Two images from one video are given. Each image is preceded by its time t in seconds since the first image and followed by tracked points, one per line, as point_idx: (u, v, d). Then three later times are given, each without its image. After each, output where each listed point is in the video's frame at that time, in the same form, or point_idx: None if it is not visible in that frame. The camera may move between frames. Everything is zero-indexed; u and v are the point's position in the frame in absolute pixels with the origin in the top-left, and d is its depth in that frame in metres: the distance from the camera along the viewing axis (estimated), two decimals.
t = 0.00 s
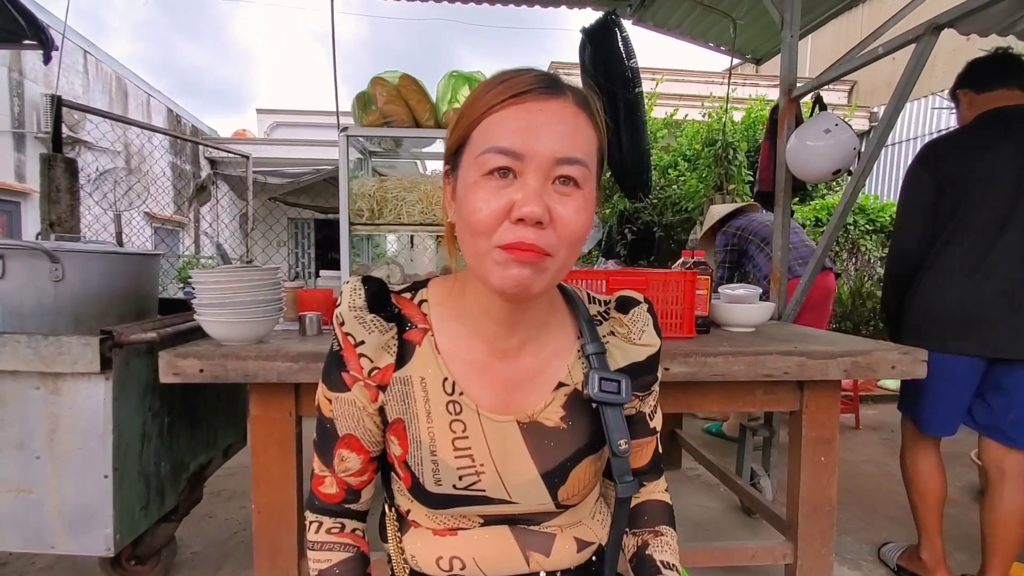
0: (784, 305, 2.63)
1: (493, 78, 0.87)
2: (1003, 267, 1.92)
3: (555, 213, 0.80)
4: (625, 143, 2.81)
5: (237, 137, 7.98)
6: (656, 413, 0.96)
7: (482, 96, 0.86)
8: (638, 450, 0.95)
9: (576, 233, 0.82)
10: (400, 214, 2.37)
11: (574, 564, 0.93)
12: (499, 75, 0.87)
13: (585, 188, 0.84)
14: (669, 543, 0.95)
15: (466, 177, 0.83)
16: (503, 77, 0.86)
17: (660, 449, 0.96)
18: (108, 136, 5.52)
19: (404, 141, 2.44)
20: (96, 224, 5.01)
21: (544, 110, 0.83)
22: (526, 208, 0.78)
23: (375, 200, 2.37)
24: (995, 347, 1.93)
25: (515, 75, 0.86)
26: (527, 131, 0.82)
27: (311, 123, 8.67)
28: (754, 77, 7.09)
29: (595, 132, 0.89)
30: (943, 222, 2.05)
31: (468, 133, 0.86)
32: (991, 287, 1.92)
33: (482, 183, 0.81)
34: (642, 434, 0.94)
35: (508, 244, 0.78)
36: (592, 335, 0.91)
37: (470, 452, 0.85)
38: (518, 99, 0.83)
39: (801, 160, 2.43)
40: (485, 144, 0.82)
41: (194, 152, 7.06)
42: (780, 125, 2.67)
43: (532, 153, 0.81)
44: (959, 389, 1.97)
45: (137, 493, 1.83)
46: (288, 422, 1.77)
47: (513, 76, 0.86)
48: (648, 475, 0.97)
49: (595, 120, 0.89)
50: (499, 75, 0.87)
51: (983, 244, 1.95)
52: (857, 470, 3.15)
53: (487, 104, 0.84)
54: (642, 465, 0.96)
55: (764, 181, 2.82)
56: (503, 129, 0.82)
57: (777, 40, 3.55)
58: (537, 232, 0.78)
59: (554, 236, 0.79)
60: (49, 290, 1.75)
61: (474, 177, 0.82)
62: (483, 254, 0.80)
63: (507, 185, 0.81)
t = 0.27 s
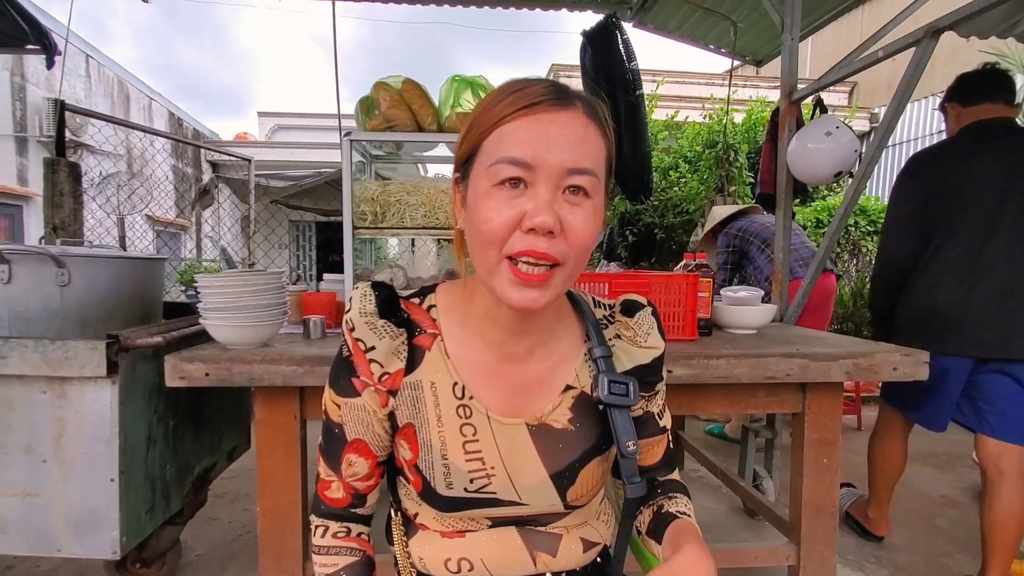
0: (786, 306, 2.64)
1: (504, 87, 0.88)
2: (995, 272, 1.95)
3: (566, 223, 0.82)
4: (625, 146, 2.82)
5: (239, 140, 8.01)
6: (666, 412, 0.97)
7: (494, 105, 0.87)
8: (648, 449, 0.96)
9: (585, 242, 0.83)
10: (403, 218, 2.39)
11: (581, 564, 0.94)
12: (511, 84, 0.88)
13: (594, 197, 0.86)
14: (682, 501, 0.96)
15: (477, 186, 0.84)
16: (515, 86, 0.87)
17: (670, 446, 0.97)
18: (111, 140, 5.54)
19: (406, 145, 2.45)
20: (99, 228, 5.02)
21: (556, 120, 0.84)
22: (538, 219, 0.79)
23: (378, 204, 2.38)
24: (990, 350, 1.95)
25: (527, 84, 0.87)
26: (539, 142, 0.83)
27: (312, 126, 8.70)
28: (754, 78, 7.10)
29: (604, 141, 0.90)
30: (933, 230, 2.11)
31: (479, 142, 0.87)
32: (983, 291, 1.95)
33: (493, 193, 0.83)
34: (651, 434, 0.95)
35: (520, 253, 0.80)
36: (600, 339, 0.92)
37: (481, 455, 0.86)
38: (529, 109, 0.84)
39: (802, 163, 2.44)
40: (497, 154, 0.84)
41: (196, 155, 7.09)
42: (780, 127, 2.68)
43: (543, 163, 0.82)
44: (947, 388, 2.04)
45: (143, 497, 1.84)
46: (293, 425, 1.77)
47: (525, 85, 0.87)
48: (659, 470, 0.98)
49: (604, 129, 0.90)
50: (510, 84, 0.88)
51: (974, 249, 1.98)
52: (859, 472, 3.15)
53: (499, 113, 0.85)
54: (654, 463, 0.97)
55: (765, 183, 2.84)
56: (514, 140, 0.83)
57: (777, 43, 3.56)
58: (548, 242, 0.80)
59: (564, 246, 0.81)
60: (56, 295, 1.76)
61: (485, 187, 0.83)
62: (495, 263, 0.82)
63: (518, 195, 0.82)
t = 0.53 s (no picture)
0: (787, 308, 2.65)
1: (516, 93, 0.88)
2: (947, 277, 2.14)
3: (571, 231, 0.82)
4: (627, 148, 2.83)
5: (240, 142, 8.03)
6: (667, 417, 0.96)
7: (506, 110, 0.87)
8: (652, 454, 0.95)
9: (588, 251, 0.84)
10: (405, 220, 2.39)
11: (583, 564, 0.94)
12: (524, 90, 0.88)
13: (599, 208, 0.86)
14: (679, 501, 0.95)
15: (485, 191, 0.85)
16: (528, 93, 0.87)
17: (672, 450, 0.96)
18: (113, 143, 5.56)
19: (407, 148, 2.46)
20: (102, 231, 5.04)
21: (566, 129, 0.85)
22: (544, 226, 0.80)
23: (380, 206, 2.39)
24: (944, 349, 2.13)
25: (539, 91, 0.87)
26: (548, 150, 0.83)
27: (313, 128, 8.72)
28: (755, 80, 7.11)
29: (613, 151, 0.91)
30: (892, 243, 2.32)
31: (489, 146, 0.87)
32: (937, 294, 2.13)
33: (501, 199, 0.83)
34: (653, 439, 0.95)
35: (525, 260, 0.81)
36: (601, 342, 0.93)
37: (482, 457, 0.86)
38: (541, 117, 0.85)
39: (803, 164, 2.44)
40: (506, 159, 0.84)
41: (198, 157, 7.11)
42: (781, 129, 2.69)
43: (551, 171, 0.83)
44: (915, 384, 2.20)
45: (147, 499, 1.85)
46: (296, 427, 1.78)
47: (537, 93, 0.87)
48: (663, 477, 0.96)
49: (613, 140, 0.91)
50: (522, 90, 0.88)
51: (927, 258, 2.18)
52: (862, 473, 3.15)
53: (510, 119, 0.86)
54: (656, 468, 0.96)
55: (766, 185, 2.86)
56: (524, 146, 0.84)
57: (777, 44, 3.57)
58: (553, 250, 0.80)
59: (569, 255, 0.82)
60: (60, 298, 1.77)
61: (493, 192, 0.84)
62: (499, 268, 0.82)
63: (525, 202, 0.83)
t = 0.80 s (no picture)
0: (789, 307, 2.65)
1: (521, 90, 0.89)
2: (901, 271, 2.39)
3: (575, 228, 0.82)
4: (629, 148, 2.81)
5: (242, 143, 8.04)
6: (666, 420, 0.96)
7: (510, 107, 0.88)
8: (649, 457, 0.95)
9: (592, 249, 0.84)
10: (406, 220, 2.40)
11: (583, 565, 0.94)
12: (528, 88, 0.89)
13: (604, 205, 0.86)
14: (662, 514, 0.94)
15: (489, 188, 0.85)
16: (531, 91, 0.88)
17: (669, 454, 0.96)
18: (116, 144, 5.58)
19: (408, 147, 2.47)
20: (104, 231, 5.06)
21: (571, 126, 0.85)
22: (548, 223, 0.80)
23: (382, 206, 2.39)
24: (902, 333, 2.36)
25: (544, 89, 0.88)
26: (553, 147, 0.83)
27: (315, 129, 8.73)
28: (756, 80, 7.10)
29: (617, 149, 0.91)
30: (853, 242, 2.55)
31: (493, 143, 0.87)
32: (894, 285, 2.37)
33: (505, 195, 0.83)
34: (652, 442, 0.95)
35: (529, 257, 0.81)
36: (603, 342, 0.93)
37: (483, 458, 0.86)
38: (545, 114, 0.85)
39: (804, 163, 2.43)
40: (510, 156, 0.84)
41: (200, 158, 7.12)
42: (782, 129, 2.69)
43: (556, 168, 0.83)
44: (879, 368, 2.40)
45: (149, 499, 1.85)
46: (297, 427, 1.78)
47: (542, 90, 0.88)
48: (661, 481, 0.96)
49: (617, 138, 0.91)
50: (527, 88, 0.89)
51: (882, 254, 2.42)
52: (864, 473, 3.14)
53: (515, 116, 0.86)
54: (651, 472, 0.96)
55: (768, 184, 2.84)
56: (528, 143, 0.84)
57: (778, 44, 3.57)
58: (557, 247, 0.80)
59: (573, 252, 0.82)
60: (63, 297, 1.78)
61: (498, 188, 0.84)
62: (503, 266, 0.82)
63: (529, 199, 0.83)
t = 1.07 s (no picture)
0: (791, 307, 2.64)
1: (524, 89, 0.89)
2: (892, 270, 2.57)
3: (578, 227, 0.82)
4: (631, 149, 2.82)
5: (244, 142, 8.05)
6: (670, 419, 0.96)
7: (513, 106, 0.88)
8: (654, 455, 0.96)
9: (596, 248, 0.84)
10: (408, 220, 2.40)
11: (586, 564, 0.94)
12: (530, 87, 0.89)
13: (607, 204, 0.87)
14: (665, 513, 0.93)
15: (492, 187, 0.85)
16: (534, 90, 0.88)
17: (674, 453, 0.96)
18: (118, 144, 5.59)
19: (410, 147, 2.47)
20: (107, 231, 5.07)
21: (573, 124, 0.85)
22: (552, 222, 0.80)
23: (384, 206, 2.40)
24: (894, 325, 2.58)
25: (546, 88, 0.88)
26: (556, 146, 0.83)
27: (317, 129, 8.74)
28: (758, 80, 7.10)
29: (620, 148, 0.91)
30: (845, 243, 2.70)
31: (497, 142, 0.87)
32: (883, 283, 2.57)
33: (508, 195, 0.83)
34: (657, 441, 0.95)
35: (532, 256, 0.81)
36: (608, 341, 0.93)
37: (486, 457, 0.86)
38: (548, 113, 0.85)
39: (807, 163, 2.43)
40: (514, 156, 0.84)
41: (202, 158, 7.14)
42: (784, 129, 2.68)
43: (559, 167, 0.83)
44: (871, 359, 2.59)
45: (152, 497, 1.85)
46: (300, 426, 1.79)
47: (545, 89, 0.88)
48: (664, 480, 0.97)
49: (620, 136, 0.91)
50: (530, 86, 0.89)
51: (873, 255, 2.59)
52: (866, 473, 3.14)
53: (518, 116, 0.86)
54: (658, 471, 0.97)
55: (770, 185, 2.80)
56: (532, 142, 0.84)
57: (781, 44, 3.57)
58: (561, 247, 0.80)
59: (576, 251, 0.82)
60: (66, 296, 1.78)
61: (501, 188, 0.84)
62: (507, 265, 0.82)
63: (532, 198, 0.83)
